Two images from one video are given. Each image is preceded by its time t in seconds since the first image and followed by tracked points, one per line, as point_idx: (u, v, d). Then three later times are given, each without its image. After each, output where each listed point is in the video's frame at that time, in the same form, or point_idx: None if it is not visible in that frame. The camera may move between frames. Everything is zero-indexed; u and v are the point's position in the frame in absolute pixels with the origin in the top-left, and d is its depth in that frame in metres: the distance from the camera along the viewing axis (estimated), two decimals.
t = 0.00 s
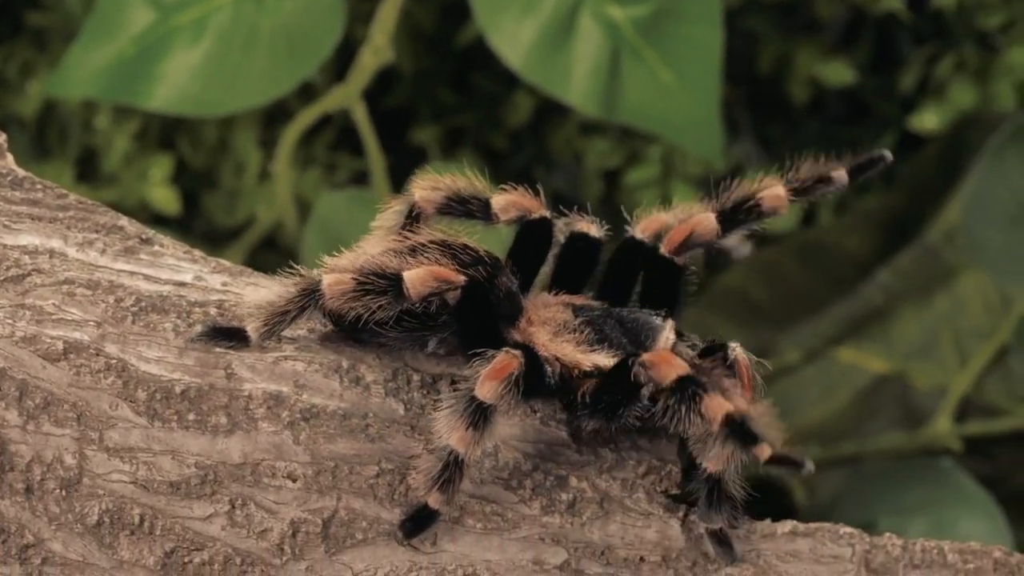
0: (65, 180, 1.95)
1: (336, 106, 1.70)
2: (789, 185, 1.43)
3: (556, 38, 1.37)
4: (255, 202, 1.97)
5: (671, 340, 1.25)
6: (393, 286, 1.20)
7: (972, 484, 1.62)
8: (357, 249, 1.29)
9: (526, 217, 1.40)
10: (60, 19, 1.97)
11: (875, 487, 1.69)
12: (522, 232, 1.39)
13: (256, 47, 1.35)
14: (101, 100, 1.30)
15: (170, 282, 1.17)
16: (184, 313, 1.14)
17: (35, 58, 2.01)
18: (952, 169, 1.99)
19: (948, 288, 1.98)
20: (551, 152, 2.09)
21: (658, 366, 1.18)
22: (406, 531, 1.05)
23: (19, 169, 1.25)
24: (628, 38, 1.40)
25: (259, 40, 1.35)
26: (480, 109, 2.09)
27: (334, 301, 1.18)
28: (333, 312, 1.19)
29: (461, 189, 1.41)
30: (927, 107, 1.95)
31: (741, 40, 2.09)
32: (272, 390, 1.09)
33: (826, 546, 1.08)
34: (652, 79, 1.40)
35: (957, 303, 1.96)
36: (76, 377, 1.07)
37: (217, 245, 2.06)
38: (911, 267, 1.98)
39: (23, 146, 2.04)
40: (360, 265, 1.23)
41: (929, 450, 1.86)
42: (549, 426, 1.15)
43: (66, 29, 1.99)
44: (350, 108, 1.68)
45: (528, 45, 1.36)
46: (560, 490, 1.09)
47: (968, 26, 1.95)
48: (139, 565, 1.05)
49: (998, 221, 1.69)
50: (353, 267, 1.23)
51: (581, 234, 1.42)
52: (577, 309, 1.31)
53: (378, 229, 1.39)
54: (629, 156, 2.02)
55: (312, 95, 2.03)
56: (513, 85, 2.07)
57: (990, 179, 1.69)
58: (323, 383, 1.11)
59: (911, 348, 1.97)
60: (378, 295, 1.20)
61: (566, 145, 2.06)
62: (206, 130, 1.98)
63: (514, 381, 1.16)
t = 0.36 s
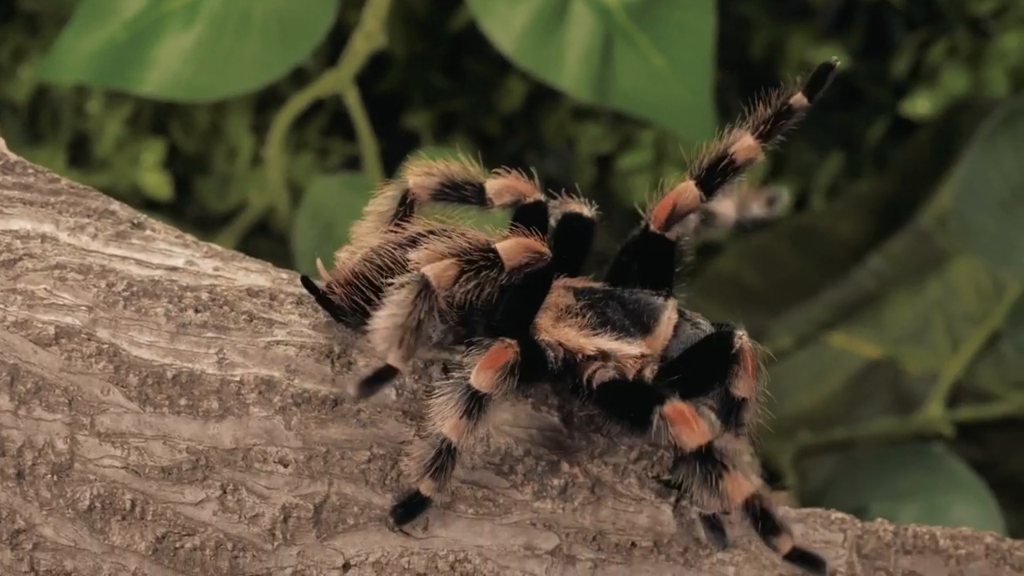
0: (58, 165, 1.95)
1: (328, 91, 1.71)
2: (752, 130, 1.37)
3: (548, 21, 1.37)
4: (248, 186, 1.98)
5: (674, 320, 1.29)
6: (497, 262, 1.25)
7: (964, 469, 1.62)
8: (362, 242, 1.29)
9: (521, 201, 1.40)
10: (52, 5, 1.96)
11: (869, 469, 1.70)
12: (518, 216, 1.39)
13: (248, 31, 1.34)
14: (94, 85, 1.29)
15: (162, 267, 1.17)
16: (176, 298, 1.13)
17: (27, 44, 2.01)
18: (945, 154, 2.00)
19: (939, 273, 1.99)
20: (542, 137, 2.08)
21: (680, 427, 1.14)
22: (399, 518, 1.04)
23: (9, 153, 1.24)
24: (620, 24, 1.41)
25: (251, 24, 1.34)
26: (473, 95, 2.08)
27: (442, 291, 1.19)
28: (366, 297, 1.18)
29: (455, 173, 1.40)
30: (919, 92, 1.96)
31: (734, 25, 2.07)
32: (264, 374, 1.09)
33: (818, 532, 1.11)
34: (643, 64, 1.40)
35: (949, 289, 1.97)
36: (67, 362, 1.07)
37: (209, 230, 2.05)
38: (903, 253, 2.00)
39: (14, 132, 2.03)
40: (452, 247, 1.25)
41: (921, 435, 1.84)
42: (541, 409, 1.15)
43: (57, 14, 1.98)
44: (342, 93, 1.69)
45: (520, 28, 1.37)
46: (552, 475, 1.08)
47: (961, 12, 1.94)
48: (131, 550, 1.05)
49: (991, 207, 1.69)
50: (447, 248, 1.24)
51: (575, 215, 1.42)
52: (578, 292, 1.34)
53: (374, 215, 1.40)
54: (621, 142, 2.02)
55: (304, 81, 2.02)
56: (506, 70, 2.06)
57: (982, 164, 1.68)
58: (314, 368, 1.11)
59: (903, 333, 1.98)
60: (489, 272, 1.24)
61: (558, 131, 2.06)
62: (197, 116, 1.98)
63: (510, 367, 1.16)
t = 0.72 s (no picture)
0: (41, 156, 1.93)
1: (313, 82, 1.70)
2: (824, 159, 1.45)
3: (532, 12, 1.37)
4: (232, 178, 1.96)
5: (676, 323, 1.30)
6: (490, 289, 1.22)
7: (948, 461, 1.60)
8: (365, 239, 1.29)
9: (513, 199, 1.39)
10: None
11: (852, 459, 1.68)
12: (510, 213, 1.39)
13: (232, 21, 1.34)
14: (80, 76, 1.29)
15: (145, 259, 1.16)
16: (160, 290, 1.13)
17: (11, 36, 2.00)
18: (930, 147, 1.92)
19: (923, 264, 1.94)
20: (526, 127, 2.06)
21: (672, 482, 1.12)
22: (382, 513, 1.05)
23: None
24: (605, 14, 1.40)
25: (235, 16, 1.33)
26: (458, 86, 2.07)
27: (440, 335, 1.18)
28: (372, 295, 1.19)
29: (448, 171, 1.41)
30: (906, 84, 1.90)
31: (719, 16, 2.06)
32: (247, 366, 1.09)
33: (801, 524, 1.10)
34: (628, 55, 1.40)
35: (934, 281, 1.92)
36: (50, 354, 1.07)
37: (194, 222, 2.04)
38: (888, 245, 1.92)
39: None
40: (444, 287, 1.22)
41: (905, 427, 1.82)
42: (522, 401, 1.19)
43: (41, 5, 1.96)
44: (328, 84, 1.70)
45: (503, 19, 1.36)
46: (535, 467, 1.10)
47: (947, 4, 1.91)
48: (113, 542, 1.04)
49: (976, 200, 1.67)
50: (439, 288, 1.22)
51: (572, 213, 1.42)
52: (580, 293, 1.37)
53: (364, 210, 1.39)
54: (605, 133, 1.99)
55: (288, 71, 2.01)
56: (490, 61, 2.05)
57: (966, 156, 1.65)
58: (297, 360, 1.11)
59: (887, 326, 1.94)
60: (481, 305, 1.22)
61: (541, 122, 2.04)
62: (182, 107, 1.97)
63: (504, 368, 1.17)
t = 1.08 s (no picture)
0: (27, 153, 1.93)
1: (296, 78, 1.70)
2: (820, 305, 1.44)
3: (515, 11, 1.38)
4: (215, 173, 1.97)
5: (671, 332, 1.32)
6: (481, 292, 1.22)
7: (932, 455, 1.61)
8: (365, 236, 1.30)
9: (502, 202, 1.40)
10: None
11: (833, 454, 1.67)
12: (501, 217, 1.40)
13: (215, 18, 1.34)
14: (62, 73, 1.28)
15: (128, 254, 1.16)
16: (143, 286, 1.13)
17: None
18: (912, 142, 1.96)
19: (909, 260, 1.92)
20: (509, 124, 2.07)
21: (664, 487, 1.10)
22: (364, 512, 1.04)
23: None
24: (590, 13, 1.41)
25: (218, 13, 1.34)
26: (441, 83, 2.07)
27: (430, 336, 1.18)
28: (369, 294, 1.21)
29: (438, 174, 1.42)
30: (888, 80, 1.96)
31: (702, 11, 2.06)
32: (230, 361, 1.09)
33: (784, 519, 1.10)
34: (613, 53, 1.40)
35: (918, 277, 1.90)
36: (34, 349, 1.07)
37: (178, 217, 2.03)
38: (872, 240, 1.93)
39: None
40: (436, 288, 1.23)
41: (889, 423, 1.74)
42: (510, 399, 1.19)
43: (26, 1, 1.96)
44: (311, 80, 1.69)
45: (486, 17, 1.38)
46: (518, 463, 1.10)
47: None
48: (97, 538, 1.04)
49: (959, 195, 1.68)
50: (431, 289, 1.23)
51: (566, 217, 1.42)
52: (575, 300, 1.39)
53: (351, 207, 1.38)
54: (589, 129, 2.00)
55: (272, 67, 2.01)
56: (474, 56, 2.06)
57: (950, 152, 1.66)
58: (280, 356, 1.11)
59: (874, 321, 1.89)
60: (471, 308, 1.22)
61: (525, 119, 2.04)
62: (164, 103, 1.98)
63: (494, 368, 1.17)
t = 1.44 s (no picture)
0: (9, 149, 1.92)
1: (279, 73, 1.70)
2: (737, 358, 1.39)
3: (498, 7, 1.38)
4: (197, 169, 1.97)
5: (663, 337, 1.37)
6: (475, 297, 1.24)
7: (913, 452, 1.62)
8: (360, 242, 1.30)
9: (491, 206, 1.40)
10: None
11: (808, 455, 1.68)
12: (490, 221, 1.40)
13: (198, 12, 1.35)
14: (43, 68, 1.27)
15: (110, 250, 1.16)
16: (125, 282, 1.13)
17: None
18: (895, 137, 2.00)
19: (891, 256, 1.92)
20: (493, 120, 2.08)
21: (665, 477, 1.15)
22: (526, 557, 1.03)
23: None
24: (574, 8, 1.41)
25: (201, 6, 1.35)
26: (423, 78, 2.09)
27: (423, 339, 1.18)
28: (368, 302, 1.21)
29: (424, 174, 1.40)
30: (870, 75, 2.01)
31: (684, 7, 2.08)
32: (212, 356, 1.09)
33: (766, 515, 1.10)
34: (594, 47, 1.40)
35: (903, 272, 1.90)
36: (15, 345, 1.06)
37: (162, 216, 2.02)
38: (852, 235, 1.95)
39: None
40: (430, 291, 1.23)
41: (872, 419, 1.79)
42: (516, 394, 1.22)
43: None
44: (294, 76, 1.69)
45: (470, 13, 1.39)
46: (500, 459, 1.11)
47: None
48: (78, 533, 1.04)
49: (942, 190, 1.69)
50: (424, 292, 1.23)
51: (557, 219, 1.45)
52: (571, 303, 1.39)
53: (336, 207, 1.36)
54: (571, 125, 2.00)
55: (255, 62, 2.02)
56: (457, 51, 2.07)
57: (931, 148, 1.69)
58: (262, 352, 1.11)
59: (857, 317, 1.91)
60: (464, 313, 1.22)
61: (508, 115, 2.06)
62: (147, 99, 1.97)
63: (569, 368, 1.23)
